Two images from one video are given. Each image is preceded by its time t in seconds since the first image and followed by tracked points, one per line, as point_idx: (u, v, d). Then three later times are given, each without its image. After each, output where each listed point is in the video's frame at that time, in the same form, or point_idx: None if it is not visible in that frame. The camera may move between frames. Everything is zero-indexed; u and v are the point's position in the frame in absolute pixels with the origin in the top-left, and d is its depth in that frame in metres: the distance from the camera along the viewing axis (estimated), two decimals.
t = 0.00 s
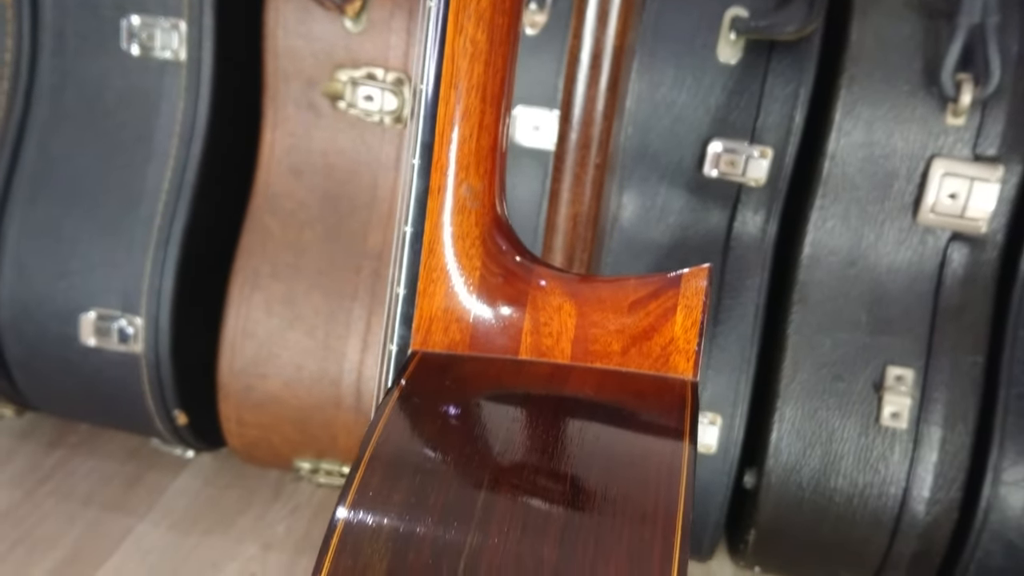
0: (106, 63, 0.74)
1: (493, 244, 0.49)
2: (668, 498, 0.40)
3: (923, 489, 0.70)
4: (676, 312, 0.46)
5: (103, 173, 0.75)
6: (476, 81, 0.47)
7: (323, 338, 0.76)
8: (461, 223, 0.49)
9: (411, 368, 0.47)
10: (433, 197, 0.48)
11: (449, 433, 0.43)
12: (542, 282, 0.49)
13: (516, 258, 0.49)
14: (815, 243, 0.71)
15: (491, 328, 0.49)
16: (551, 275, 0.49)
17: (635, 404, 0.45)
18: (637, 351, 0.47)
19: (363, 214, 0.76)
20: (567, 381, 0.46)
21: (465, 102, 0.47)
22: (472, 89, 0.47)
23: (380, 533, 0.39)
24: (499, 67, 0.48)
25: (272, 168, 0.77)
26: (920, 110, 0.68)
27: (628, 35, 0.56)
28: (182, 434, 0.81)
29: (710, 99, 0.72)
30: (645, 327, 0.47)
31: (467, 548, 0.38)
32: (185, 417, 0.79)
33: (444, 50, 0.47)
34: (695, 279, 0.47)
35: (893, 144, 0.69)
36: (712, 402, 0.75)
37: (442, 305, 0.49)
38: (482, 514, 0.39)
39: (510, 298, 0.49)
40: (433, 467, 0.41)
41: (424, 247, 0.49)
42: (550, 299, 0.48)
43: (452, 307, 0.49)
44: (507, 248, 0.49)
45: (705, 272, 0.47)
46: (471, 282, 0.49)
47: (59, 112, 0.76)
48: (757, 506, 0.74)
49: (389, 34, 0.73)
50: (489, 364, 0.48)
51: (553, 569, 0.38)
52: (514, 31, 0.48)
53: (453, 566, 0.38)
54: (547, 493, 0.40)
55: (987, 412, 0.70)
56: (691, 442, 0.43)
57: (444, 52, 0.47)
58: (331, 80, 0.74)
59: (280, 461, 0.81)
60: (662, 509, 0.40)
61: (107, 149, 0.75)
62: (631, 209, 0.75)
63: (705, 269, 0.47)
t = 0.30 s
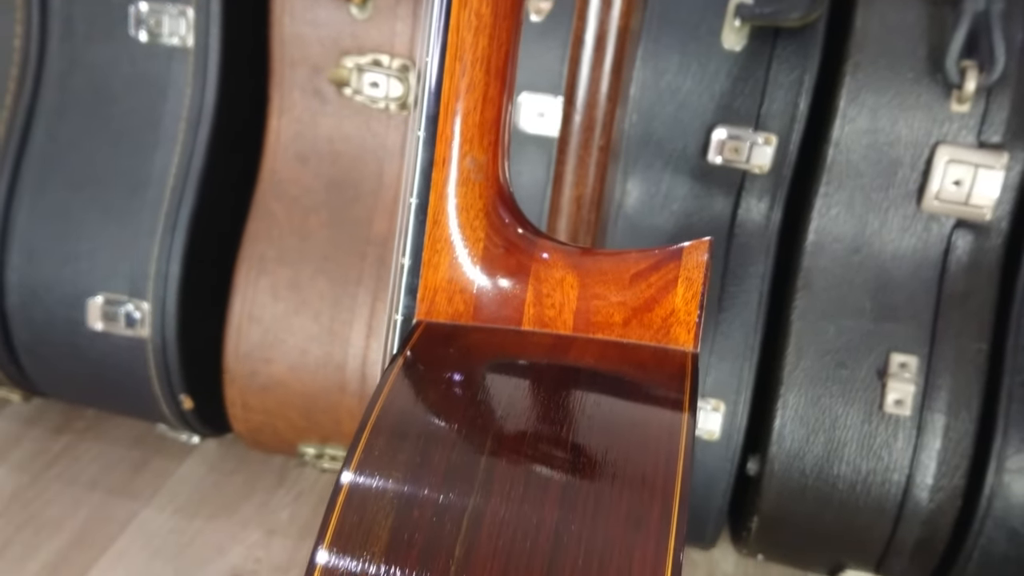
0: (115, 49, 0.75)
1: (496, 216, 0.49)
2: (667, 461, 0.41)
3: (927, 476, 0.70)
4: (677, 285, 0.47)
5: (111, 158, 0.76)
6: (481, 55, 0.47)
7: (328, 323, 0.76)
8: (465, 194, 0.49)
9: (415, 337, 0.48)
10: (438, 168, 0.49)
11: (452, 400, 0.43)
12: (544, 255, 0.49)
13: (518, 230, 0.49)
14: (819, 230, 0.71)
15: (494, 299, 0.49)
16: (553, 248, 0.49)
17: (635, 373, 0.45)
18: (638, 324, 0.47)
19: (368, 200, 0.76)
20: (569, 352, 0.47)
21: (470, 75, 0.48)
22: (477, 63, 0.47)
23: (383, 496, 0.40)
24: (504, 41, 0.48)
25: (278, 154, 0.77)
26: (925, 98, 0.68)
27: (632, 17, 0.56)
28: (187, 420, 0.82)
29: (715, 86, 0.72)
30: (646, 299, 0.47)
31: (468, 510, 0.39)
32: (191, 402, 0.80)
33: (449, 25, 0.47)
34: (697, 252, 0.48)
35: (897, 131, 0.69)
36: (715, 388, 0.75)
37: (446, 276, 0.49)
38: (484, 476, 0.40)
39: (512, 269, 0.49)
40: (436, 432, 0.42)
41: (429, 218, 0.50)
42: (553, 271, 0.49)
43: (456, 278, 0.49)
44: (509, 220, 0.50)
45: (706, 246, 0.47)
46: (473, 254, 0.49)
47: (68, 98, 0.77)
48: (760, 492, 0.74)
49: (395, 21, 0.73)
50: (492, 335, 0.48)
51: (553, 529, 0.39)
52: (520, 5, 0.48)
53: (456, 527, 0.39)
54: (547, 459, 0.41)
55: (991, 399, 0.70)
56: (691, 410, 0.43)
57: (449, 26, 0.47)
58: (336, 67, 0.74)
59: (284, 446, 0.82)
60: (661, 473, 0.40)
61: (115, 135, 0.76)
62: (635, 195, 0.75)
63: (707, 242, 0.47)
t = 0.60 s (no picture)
0: (123, 37, 0.76)
1: (499, 190, 0.50)
2: (666, 428, 0.42)
3: (931, 463, 0.70)
4: (678, 259, 0.48)
5: (119, 146, 0.76)
6: (486, 31, 0.48)
7: (334, 309, 0.77)
8: (469, 168, 0.50)
9: (420, 308, 0.49)
10: (443, 142, 0.50)
11: (455, 368, 0.45)
12: (546, 230, 0.50)
13: (521, 203, 0.50)
14: (823, 218, 0.72)
15: (498, 272, 0.50)
16: (555, 223, 0.50)
17: (636, 345, 0.47)
18: (639, 297, 0.49)
19: (374, 188, 0.76)
20: (571, 324, 0.48)
21: (474, 51, 0.49)
22: (482, 39, 0.49)
23: (388, 460, 0.41)
24: (508, 17, 0.49)
25: (284, 141, 0.78)
26: (930, 85, 0.68)
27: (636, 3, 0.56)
28: (195, 406, 0.83)
29: (720, 73, 0.72)
30: (647, 273, 0.49)
31: (471, 473, 0.41)
32: (198, 389, 0.81)
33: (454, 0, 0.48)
34: (698, 227, 0.49)
35: (902, 119, 0.69)
36: (719, 375, 0.75)
37: (450, 249, 0.51)
38: (487, 441, 0.42)
39: (516, 243, 0.50)
40: (439, 400, 0.43)
41: (433, 191, 0.51)
42: (556, 245, 0.50)
43: (461, 251, 0.51)
44: (512, 194, 0.51)
45: (707, 222, 0.48)
46: (478, 228, 0.50)
47: (77, 86, 0.77)
48: (763, 480, 0.74)
49: (401, 9, 0.73)
50: (495, 307, 0.50)
51: (554, 491, 0.40)
52: None
53: (459, 488, 0.40)
54: (549, 424, 0.42)
55: (996, 388, 0.70)
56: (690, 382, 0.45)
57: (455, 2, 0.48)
58: (342, 55, 0.74)
59: (289, 432, 0.83)
60: (661, 437, 0.42)
61: (124, 122, 0.76)
62: (639, 183, 0.75)
63: (708, 218, 0.48)
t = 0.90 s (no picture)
0: (132, 25, 0.76)
1: (503, 162, 0.51)
2: (667, 395, 0.43)
3: (934, 452, 0.70)
4: (681, 233, 0.48)
5: (127, 132, 0.77)
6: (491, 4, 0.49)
7: (339, 295, 0.77)
8: (473, 141, 0.50)
9: (425, 279, 0.50)
10: (448, 115, 0.50)
11: (459, 337, 0.46)
12: (549, 204, 0.50)
13: (524, 176, 0.51)
14: (828, 205, 0.72)
15: (502, 245, 0.51)
16: (558, 197, 0.51)
17: (638, 317, 0.47)
18: (641, 271, 0.49)
19: (379, 175, 0.77)
20: (575, 296, 0.49)
21: (479, 25, 0.49)
22: (486, 12, 0.49)
23: (391, 428, 0.43)
24: None
25: (290, 129, 0.78)
26: (935, 72, 0.68)
27: None
28: (200, 391, 0.83)
29: (725, 61, 0.72)
30: (650, 246, 0.49)
31: (474, 439, 0.42)
32: (204, 374, 0.81)
33: None
34: (701, 202, 0.49)
35: (907, 106, 0.69)
36: (722, 363, 0.75)
37: (455, 222, 0.51)
38: (490, 406, 0.43)
39: (519, 215, 0.51)
40: (443, 367, 0.44)
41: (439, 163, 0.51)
42: (559, 218, 0.50)
43: (465, 223, 0.51)
44: (515, 167, 0.51)
45: (710, 196, 0.49)
46: (482, 200, 0.51)
47: (87, 73, 0.78)
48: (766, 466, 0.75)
49: None
50: (498, 279, 0.50)
51: (555, 455, 0.41)
52: None
53: (461, 455, 0.41)
54: (550, 392, 0.43)
55: (1000, 376, 0.69)
56: (691, 354, 0.45)
57: None
58: (348, 42, 0.75)
59: (294, 417, 0.84)
60: (661, 404, 0.42)
61: (132, 109, 0.77)
62: (644, 170, 0.75)
63: (710, 192, 0.48)
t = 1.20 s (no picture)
0: (140, 14, 0.77)
1: (505, 136, 0.51)
2: (666, 361, 0.44)
3: (937, 439, 0.70)
4: (681, 207, 0.50)
5: (134, 121, 0.77)
6: None
7: (344, 283, 0.78)
8: (476, 114, 0.51)
9: (427, 251, 0.51)
10: (451, 89, 0.51)
11: (461, 305, 0.47)
12: (550, 177, 0.51)
13: (525, 149, 0.52)
14: (831, 193, 0.72)
15: (505, 218, 0.52)
16: (560, 170, 0.51)
17: (638, 289, 0.48)
18: (642, 244, 0.50)
19: (384, 163, 0.77)
20: (576, 267, 0.50)
21: None
22: None
23: (393, 394, 0.44)
24: None
25: (296, 117, 0.79)
26: (939, 60, 0.68)
27: None
28: (206, 378, 0.84)
29: (728, 49, 0.72)
30: (651, 220, 0.50)
31: (475, 404, 0.43)
32: (211, 361, 0.82)
33: None
34: (700, 176, 0.50)
35: (911, 94, 0.69)
36: (725, 350, 0.75)
37: (458, 194, 0.52)
38: (491, 371, 0.44)
39: (521, 188, 0.52)
40: (445, 335, 0.45)
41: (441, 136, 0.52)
42: (561, 192, 0.51)
43: (468, 196, 0.52)
44: (517, 140, 0.52)
45: (709, 171, 0.50)
46: (484, 172, 0.51)
47: (95, 61, 0.79)
48: (767, 454, 0.75)
49: None
50: (500, 251, 0.51)
51: (555, 418, 0.42)
52: None
53: (462, 419, 0.43)
54: (551, 358, 0.44)
55: (1002, 364, 0.70)
56: (689, 325, 0.46)
57: None
58: (353, 31, 0.75)
59: (300, 404, 0.84)
60: (661, 368, 0.44)
61: (139, 97, 0.77)
62: (647, 159, 0.75)
63: (711, 166, 0.49)
